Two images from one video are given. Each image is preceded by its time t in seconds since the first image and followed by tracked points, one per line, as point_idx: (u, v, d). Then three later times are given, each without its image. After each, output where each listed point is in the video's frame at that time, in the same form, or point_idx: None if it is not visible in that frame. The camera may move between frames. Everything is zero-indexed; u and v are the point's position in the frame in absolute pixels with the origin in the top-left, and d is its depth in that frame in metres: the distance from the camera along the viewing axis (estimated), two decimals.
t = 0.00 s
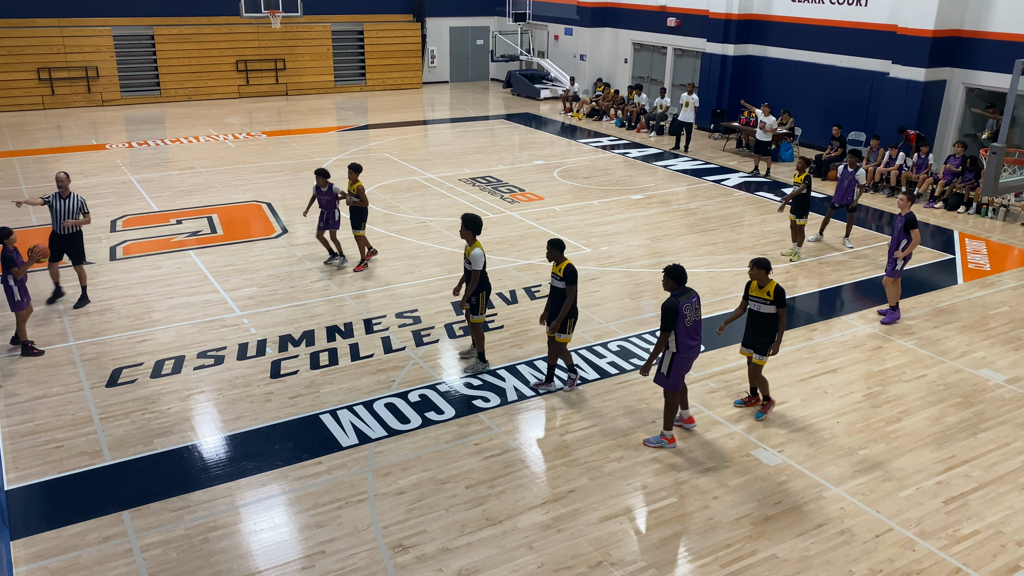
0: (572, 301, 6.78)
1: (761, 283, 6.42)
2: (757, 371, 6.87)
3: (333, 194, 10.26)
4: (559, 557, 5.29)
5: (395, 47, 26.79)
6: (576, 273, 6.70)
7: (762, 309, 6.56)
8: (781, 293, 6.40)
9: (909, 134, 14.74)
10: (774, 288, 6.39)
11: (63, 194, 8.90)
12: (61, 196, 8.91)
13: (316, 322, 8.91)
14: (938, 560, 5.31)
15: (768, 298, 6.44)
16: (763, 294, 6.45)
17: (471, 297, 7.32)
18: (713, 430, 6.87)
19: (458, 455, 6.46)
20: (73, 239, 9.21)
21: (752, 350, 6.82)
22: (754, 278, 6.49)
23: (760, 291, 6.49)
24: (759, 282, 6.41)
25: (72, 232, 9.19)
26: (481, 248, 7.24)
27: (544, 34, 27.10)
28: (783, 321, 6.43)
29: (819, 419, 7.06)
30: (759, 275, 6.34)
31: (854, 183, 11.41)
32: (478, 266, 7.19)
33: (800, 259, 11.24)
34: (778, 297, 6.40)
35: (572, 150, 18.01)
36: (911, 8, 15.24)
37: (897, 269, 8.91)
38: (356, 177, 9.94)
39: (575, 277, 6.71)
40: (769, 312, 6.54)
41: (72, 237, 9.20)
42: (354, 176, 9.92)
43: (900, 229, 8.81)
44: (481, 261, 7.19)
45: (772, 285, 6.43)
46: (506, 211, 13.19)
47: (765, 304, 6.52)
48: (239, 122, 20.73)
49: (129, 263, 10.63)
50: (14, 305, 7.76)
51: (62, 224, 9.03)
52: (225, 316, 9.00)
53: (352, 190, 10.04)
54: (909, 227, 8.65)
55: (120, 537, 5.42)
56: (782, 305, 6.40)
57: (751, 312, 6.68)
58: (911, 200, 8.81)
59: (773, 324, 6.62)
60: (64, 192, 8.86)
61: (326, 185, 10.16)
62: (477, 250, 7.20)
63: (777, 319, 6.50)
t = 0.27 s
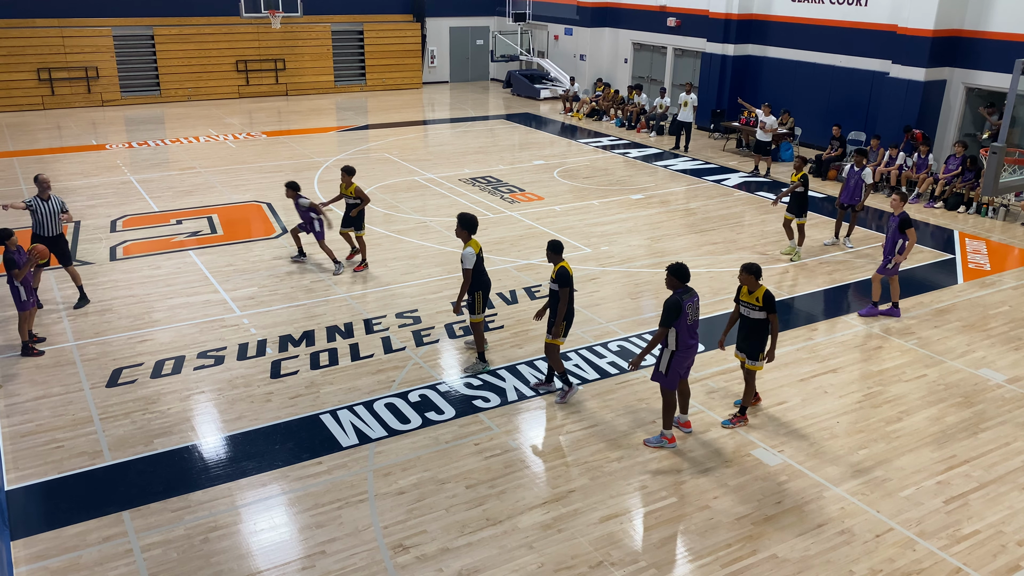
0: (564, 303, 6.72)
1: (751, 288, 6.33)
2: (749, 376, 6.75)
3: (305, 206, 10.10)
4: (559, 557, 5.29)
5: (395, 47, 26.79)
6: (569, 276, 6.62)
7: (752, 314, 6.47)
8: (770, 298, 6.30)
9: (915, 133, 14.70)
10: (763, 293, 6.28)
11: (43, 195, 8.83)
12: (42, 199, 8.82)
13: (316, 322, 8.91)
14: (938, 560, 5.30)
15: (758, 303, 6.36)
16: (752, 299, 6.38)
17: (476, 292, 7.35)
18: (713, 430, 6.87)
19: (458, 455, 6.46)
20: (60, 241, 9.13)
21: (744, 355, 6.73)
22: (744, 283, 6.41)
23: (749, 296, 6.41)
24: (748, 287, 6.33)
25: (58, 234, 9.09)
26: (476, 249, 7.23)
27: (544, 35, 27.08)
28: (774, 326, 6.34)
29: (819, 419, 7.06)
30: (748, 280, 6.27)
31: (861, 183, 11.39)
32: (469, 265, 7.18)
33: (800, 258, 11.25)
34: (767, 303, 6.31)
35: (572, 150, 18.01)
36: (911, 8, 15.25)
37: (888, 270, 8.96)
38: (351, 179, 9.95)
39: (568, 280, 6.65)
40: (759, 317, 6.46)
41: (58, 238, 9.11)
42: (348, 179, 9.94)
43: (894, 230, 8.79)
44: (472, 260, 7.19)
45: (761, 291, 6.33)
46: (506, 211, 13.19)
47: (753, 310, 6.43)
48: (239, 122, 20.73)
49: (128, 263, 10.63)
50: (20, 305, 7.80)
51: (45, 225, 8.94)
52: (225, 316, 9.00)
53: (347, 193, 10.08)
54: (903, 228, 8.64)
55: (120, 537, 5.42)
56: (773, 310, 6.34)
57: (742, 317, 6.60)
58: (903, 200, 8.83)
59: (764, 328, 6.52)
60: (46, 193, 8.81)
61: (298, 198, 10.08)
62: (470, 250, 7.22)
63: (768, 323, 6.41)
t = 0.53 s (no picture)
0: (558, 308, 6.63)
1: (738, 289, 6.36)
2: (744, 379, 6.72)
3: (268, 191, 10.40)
4: (560, 557, 5.29)
5: (395, 47, 26.80)
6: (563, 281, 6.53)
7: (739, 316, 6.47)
8: (754, 301, 6.24)
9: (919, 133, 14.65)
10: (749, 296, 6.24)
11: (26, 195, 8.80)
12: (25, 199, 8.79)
13: (317, 322, 8.91)
14: (939, 560, 5.30)
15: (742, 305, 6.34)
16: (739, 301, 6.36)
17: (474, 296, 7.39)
18: (713, 430, 6.87)
19: (458, 455, 6.46)
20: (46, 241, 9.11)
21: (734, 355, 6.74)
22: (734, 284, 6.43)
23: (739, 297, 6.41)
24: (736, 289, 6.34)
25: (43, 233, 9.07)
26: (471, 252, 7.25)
27: (544, 35, 27.07)
28: (757, 330, 6.30)
29: (819, 419, 7.06)
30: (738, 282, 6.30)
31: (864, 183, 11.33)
32: (466, 267, 7.19)
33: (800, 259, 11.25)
34: (751, 308, 6.26)
35: (572, 150, 18.02)
36: (911, 7, 15.24)
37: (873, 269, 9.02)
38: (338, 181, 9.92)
39: (564, 285, 6.57)
40: (746, 319, 6.43)
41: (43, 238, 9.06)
42: (335, 180, 9.90)
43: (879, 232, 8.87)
44: (468, 263, 7.19)
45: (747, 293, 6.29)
46: (506, 211, 13.20)
47: (740, 312, 6.43)
48: (239, 123, 20.74)
49: (129, 263, 10.64)
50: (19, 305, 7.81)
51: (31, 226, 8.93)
52: (225, 316, 9.01)
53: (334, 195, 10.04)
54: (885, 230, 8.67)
55: (120, 538, 5.42)
56: (757, 314, 6.27)
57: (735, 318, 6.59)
58: (885, 201, 8.88)
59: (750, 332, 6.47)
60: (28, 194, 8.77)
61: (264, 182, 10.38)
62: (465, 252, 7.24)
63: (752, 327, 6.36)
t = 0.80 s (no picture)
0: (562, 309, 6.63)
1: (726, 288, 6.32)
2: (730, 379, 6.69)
3: (235, 184, 10.73)
4: (560, 557, 5.29)
5: (395, 47, 26.80)
6: (565, 284, 6.51)
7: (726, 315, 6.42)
8: (739, 301, 6.17)
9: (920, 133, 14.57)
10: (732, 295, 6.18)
11: (15, 193, 8.92)
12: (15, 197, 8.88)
13: (317, 323, 8.91)
14: (939, 560, 5.30)
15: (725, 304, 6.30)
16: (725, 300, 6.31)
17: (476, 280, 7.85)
18: (713, 431, 6.87)
19: (458, 455, 6.46)
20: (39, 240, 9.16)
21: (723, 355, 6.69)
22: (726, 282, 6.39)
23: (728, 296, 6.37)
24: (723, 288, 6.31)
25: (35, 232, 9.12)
26: (474, 238, 7.63)
27: (544, 35, 27.05)
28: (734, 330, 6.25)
29: (819, 419, 7.06)
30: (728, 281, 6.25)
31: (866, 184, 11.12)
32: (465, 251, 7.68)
33: (800, 258, 11.25)
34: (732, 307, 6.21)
35: (571, 150, 18.02)
36: (911, 7, 15.23)
37: (843, 269, 9.04)
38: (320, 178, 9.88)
39: (566, 288, 6.55)
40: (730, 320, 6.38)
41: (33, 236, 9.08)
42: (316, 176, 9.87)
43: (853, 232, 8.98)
44: (470, 245, 7.64)
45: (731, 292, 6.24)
46: (506, 211, 13.20)
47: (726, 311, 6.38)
48: (239, 123, 20.75)
49: (128, 263, 10.64)
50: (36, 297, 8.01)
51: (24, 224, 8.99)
52: (225, 317, 9.01)
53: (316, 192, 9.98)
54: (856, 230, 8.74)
55: (120, 538, 5.42)
56: (740, 315, 6.21)
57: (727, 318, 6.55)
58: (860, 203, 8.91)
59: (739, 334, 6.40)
60: (19, 191, 8.92)
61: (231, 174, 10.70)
62: (468, 237, 7.66)
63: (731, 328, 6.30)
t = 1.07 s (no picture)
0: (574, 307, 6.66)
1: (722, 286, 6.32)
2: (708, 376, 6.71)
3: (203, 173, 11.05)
4: (560, 557, 5.29)
5: (395, 48, 26.80)
6: (575, 282, 6.55)
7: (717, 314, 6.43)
8: (731, 299, 6.18)
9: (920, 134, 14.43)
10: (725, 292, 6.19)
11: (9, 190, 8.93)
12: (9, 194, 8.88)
13: (317, 323, 8.91)
14: (939, 560, 5.30)
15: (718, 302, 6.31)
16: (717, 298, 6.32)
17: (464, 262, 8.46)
18: (713, 431, 6.86)
19: (458, 456, 6.46)
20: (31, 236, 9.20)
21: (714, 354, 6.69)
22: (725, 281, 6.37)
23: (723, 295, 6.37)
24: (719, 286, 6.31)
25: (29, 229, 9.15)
26: (460, 222, 8.20)
27: (544, 35, 27.04)
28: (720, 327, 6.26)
29: (819, 419, 7.06)
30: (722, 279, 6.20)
31: (878, 190, 11.38)
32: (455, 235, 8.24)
33: (800, 259, 11.24)
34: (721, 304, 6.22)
35: (571, 150, 18.04)
36: (910, 7, 15.22)
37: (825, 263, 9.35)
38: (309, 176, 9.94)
39: (576, 287, 6.59)
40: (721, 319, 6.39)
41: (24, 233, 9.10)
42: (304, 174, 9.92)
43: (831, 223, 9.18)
44: (457, 229, 8.19)
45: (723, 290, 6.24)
46: (506, 212, 13.20)
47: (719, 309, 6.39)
48: (239, 123, 20.76)
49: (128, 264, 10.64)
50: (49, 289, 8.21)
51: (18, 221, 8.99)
52: (225, 317, 9.01)
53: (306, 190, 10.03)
54: (834, 222, 9.01)
55: (120, 539, 5.42)
56: (731, 313, 6.21)
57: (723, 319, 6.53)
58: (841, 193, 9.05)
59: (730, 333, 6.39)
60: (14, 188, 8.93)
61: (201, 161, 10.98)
62: (454, 221, 8.22)
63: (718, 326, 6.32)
